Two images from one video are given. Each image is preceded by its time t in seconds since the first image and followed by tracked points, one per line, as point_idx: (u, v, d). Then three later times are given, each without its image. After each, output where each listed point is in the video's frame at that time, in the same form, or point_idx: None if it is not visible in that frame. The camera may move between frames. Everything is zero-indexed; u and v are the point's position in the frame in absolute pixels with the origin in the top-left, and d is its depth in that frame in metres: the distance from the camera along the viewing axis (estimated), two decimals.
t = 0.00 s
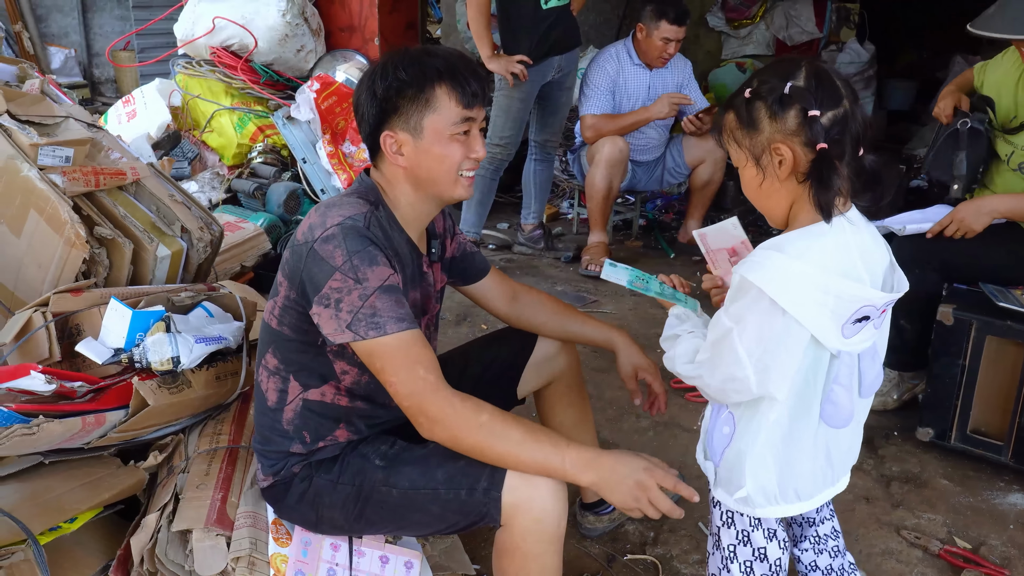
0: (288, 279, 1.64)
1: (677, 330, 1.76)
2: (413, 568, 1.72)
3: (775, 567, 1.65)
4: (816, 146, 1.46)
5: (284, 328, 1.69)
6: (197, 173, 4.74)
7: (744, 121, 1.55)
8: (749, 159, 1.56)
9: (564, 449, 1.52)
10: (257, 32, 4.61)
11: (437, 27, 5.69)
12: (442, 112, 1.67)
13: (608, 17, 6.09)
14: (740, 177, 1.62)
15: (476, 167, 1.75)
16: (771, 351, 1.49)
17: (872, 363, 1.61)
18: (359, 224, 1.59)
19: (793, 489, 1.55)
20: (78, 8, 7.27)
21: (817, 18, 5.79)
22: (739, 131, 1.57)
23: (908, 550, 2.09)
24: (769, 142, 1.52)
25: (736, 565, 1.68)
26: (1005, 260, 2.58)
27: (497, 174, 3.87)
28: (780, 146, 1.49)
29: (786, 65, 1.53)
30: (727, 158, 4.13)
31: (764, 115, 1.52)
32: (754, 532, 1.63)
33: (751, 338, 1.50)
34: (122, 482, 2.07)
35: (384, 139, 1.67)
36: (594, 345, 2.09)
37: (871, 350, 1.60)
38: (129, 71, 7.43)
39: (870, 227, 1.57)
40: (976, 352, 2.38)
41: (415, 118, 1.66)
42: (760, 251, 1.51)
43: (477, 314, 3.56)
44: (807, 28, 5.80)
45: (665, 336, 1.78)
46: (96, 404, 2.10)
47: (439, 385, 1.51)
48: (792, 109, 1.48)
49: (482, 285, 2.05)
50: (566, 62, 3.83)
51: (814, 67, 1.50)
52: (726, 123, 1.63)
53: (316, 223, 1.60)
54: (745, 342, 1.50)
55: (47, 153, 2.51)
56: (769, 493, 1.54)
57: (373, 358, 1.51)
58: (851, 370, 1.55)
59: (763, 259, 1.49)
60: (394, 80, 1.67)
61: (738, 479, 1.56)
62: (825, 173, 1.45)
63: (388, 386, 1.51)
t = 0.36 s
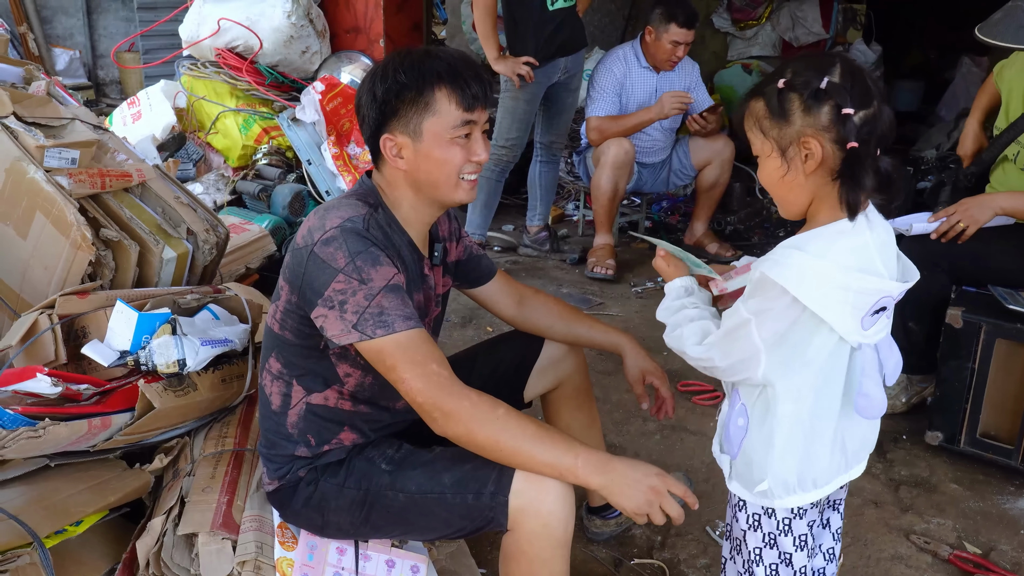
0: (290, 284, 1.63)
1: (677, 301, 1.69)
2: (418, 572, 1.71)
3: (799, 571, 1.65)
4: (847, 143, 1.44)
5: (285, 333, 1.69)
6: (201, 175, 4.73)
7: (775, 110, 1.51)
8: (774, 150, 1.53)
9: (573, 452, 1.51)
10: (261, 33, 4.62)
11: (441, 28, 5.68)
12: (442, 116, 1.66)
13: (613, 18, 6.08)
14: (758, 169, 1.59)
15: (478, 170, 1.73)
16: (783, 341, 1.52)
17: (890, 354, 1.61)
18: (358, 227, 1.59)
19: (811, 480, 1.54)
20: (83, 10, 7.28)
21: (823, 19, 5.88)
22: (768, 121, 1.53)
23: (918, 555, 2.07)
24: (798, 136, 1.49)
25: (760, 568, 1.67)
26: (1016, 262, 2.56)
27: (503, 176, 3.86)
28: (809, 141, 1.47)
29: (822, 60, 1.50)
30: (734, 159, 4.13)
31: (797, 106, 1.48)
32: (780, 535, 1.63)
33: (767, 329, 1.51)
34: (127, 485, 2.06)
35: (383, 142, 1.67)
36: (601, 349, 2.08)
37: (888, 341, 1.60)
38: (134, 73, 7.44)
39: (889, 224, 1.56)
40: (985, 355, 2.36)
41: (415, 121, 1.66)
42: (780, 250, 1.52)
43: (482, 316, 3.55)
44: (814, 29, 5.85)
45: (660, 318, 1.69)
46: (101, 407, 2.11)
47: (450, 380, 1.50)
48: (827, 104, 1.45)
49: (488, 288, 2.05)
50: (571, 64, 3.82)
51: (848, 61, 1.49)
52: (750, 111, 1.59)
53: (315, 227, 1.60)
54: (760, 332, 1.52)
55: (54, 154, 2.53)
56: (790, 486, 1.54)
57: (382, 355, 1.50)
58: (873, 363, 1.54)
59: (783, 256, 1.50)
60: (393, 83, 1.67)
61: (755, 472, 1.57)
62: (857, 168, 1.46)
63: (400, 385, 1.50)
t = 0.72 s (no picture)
0: (294, 285, 1.62)
1: (685, 283, 1.66)
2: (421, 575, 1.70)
3: (805, 566, 1.63)
4: (884, 145, 1.44)
5: (289, 334, 1.68)
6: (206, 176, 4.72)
7: (815, 104, 1.48)
8: (807, 144, 1.50)
9: (580, 456, 1.51)
10: (266, 34, 4.64)
11: (447, 30, 5.70)
12: (448, 118, 1.65)
13: (618, 21, 6.07)
14: (787, 163, 1.56)
15: (483, 173, 1.73)
16: (794, 332, 1.51)
17: (898, 351, 1.60)
18: (363, 229, 1.58)
19: (812, 471, 1.54)
20: (87, 10, 7.29)
21: (830, 23, 5.77)
22: (807, 114, 1.50)
23: (924, 562, 2.06)
24: (836, 132, 1.46)
25: (767, 563, 1.66)
26: None
27: (508, 178, 3.85)
28: (846, 137, 1.45)
29: (866, 60, 1.47)
30: (740, 163, 4.11)
31: (839, 101, 1.46)
32: (787, 530, 1.62)
33: (779, 319, 1.50)
34: (130, 486, 2.06)
35: (388, 145, 1.67)
36: (607, 353, 2.07)
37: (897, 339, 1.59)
38: (138, 73, 7.45)
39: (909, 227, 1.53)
40: (992, 361, 2.35)
41: (420, 123, 1.65)
42: (800, 242, 1.50)
43: (486, 319, 3.55)
44: (820, 33, 5.76)
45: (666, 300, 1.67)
46: (105, 408, 2.09)
47: (457, 380, 1.50)
48: (869, 103, 1.43)
49: (493, 290, 2.04)
50: (577, 66, 3.81)
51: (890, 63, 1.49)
52: (785, 101, 1.55)
53: (320, 228, 1.59)
54: (772, 322, 1.50)
55: (59, 155, 2.54)
56: (790, 476, 1.54)
57: (388, 356, 1.49)
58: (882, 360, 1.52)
59: (804, 249, 1.48)
60: (398, 85, 1.66)
61: (758, 459, 1.58)
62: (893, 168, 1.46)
63: (406, 386, 1.49)
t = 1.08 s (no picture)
0: (287, 288, 1.60)
1: (689, 277, 1.64)
2: None
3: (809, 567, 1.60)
4: (895, 146, 1.42)
5: (283, 337, 1.66)
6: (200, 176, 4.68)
7: (827, 104, 1.47)
8: (819, 143, 1.49)
9: (583, 458, 1.49)
10: (262, 33, 4.61)
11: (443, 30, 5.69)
12: (434, 112, 1.62)
13: (616, 21, 6.06)
14: (801, 161, 1.55)
15: (473, 165, 1.70)
16: (808, 324, 1.49)
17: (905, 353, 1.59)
18: (353, 229, 1.56)
19: (816, 467, 1.53)
20: (81, 10, 7.25)
21: (827, 23, 5.85)
22: (819, 113, 1.49)
23: (926, 564, 2.05)
24: (847, 131, 1.45)
25: (771, 562, 1.63)
26: None
27: (505, 177, 3.83)
28: (856, 138, 1.44)
29: (879, 59, 1.45)
30: (739, 162, 4.10)
31: (850, 101, 1.44)
32: (792, 529, 1.59)
33: (793, 310, 1.48)
34: (125, 491, 2.03)
35: (376, 142, 1.64)
36: (606, 356, 2.06)
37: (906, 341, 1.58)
38: (132, 73, 7.41)
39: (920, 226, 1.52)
40: (994, 362, 2.34)
41: (407, 119, 1.62)
42: (818, 235, 1.48)
43: (484, 320, 3.53)
44: (818, 32, 5.83)
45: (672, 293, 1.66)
46: (98, 411, 2.07)
47: (464, 374, 1.48)
48: (880, 104, 1.42)
49: (490, 291, 2.02)
50: (575, 66, 3.79)
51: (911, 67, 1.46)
52: (800, 99, 1.54)
53: (310, 230, 1.57)
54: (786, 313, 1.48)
55: (52, 155, 2.49)
56: (795, 470, 1.52)
57: (391, 355, 1.47)
58: (892, 358, 1.52)
59: (822, 242, 1.46)
60: (382, 81, 1.63)
61: (763, 451, 1.55)
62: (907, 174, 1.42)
63: (409, 381, 1.47)
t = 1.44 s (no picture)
0: (281, 290, 1.58)
1: (706, 302, 1.56)
2: None
3: (814, 570, 1.60)
4: (903, 150, 1.40)
5: (278, 340, 1.64)
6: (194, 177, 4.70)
7: (832, 112, 1.47)
8: (828, 151, 1.49)
9: (586, 463, 1.47)
10: (256, 33, 4.58)
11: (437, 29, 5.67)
12: (424, 110, 1.60)
13: (611, 20, 6.04)
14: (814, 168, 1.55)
15: (467, 162, 1.68)
16: (831, 334, 1.46)
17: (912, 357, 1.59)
18: (347, 230, 1.54)
19: (828, 472, 1.52)
20: (73, 9, 7.19)
21: (823, 22, 5.81)
22: (825, 122, 1.49)
23: (927, 566, 2.04)
24: (853, 139, 1.45)
25: (775, 566, 1.63)
26: None
27: (501, 178, 3.81)
28: (863, 144, 1.43)
29: (881, 63, 1.44)
30: (736, 163, 4.09)
31: (853, 109, 1.44)
32: (797, 532, 1.59)
33: (818, 321, 1.44)
34: (120, 497, 2.01)
35: (367, 143, 1.62)
36: (606, 358, 2.05)
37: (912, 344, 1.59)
38: (124, 74, 7.36)
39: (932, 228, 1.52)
40: (994, 363, 2.34)
41: (398, 118, 1.60)
42: (836, 237, 1.47)
43: (481, 322, 3.51)
44: (814, 32, 5.81)
45: (689, 322, 1.57)
46: (93, 417, 2.04)
47: (465, 374, 1.47)
48: (883, 110, 1.41)
49: (489, 293, 2.00)
50: (571, 65, 3.77)
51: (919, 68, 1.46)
52: (808, 110, 1.55)
53: (303, 232, 1.55)
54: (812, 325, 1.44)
55: (45, 156, 2.47)
56: (807, 475, 1.52)
57: (390, 357, 1.45)
58: (904, 362, 1.51)
59: (840, 244, 1.45)
60: (371, 81, 1.61)
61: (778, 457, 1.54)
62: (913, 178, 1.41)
63: (408, 383, 1.46)
